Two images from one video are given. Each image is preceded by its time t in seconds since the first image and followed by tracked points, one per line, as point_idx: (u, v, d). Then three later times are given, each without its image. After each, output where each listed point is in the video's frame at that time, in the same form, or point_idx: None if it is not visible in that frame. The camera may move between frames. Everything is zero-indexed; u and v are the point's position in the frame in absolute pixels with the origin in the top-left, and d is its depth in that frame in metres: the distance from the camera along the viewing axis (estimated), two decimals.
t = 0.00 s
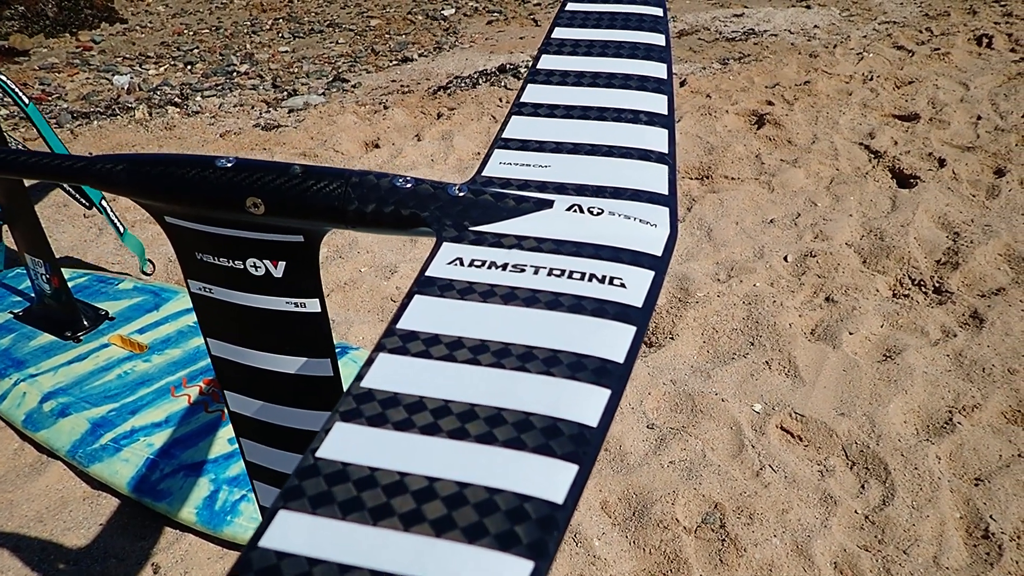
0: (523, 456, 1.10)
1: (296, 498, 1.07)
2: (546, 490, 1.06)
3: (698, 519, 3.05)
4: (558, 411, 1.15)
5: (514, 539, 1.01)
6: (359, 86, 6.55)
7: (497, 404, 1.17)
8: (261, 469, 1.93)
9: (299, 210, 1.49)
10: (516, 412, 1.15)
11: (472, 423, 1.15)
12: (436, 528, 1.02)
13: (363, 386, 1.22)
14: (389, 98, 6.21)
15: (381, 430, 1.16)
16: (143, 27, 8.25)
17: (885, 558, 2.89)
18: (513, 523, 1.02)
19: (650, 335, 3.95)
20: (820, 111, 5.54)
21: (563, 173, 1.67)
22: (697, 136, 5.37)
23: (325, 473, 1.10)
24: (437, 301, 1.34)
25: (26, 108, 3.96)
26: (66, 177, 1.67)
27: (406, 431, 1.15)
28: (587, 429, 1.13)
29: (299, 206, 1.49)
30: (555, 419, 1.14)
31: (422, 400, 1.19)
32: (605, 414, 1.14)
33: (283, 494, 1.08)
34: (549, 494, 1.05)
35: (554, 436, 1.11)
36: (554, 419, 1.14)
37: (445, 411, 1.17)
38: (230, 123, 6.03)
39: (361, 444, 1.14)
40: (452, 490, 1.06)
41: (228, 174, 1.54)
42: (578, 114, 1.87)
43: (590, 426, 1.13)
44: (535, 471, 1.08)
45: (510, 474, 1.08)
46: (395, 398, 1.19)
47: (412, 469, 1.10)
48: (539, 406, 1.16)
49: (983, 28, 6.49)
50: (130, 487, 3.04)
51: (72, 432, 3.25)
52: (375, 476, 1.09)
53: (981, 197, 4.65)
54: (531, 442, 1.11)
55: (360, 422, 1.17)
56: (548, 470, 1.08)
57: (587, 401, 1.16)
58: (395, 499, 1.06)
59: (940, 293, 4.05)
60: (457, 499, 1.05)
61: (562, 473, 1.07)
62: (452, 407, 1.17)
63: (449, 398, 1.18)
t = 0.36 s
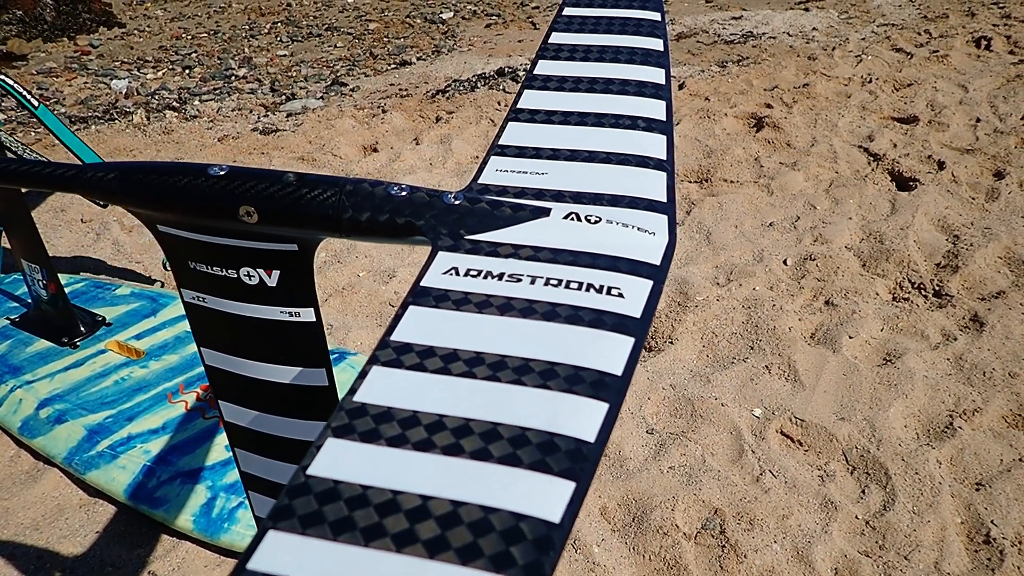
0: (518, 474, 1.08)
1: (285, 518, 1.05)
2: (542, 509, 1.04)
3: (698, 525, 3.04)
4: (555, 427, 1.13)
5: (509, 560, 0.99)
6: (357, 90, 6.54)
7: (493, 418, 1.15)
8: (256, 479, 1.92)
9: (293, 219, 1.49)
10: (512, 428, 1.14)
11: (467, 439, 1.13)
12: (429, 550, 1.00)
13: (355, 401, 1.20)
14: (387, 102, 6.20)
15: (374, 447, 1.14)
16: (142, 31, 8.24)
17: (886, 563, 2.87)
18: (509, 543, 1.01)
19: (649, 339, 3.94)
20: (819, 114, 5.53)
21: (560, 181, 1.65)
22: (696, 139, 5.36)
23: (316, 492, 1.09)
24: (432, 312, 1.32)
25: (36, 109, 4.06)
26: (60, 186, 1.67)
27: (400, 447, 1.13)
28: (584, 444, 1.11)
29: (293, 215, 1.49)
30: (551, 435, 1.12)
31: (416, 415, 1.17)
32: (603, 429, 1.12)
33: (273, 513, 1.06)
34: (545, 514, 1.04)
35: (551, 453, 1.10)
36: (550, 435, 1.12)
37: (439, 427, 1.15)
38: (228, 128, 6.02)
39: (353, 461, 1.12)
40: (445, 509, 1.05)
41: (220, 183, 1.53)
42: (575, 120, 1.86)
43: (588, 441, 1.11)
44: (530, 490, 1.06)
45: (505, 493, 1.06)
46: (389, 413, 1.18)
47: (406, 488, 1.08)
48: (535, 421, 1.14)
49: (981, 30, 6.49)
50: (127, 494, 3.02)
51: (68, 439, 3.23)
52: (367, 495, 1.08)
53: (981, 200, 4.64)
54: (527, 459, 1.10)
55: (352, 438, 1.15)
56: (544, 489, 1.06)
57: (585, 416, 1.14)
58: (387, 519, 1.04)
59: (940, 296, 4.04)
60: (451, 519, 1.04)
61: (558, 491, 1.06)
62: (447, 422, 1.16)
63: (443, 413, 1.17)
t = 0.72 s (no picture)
0: (515, 490, 1.06)
1: (276, 536, 1.03)
2: (539, 527, 1.01)
3: (695, 531, 3.02)
4: (552, 441, 1.11)
5: None
6: (354, 93, 6.53)
7: (489, 433, 1.13)
8: (249, 489, 1.90)
9: (286, 227, 1.48)
10: (509, 443, 1.12)
11: (462, 454, 1.11)
12: (423, 569, 0.98)
13: (349, 415, 1.18)
14: (384, 105, 6.19)
15: (367, 462, 1.12)
16: (138, 34, 8.22)
17: (884, 570, 2.86)
18: (506, 562, 0.98)
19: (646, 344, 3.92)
20: (816, 118, 5.53)
21: (557, 189, 1.64)
22: (693, 143, 5.35)
23: (307, 509, 1.06)
24: (426, 324, 1.31)
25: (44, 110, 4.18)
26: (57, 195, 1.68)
27: (394, 463, 1.11)
28: (582, 460, 1.09)
29: (286, 223, 1.48)
30: (548, 450, 1.10)
31: (410, 430, 1.15)
32: (601, 444, 1.10)
33: (263, 531, 1.03)
34: (543, 532, 1.01)
35: (548, 468, 1.08)
36: (548, 450, 1.10)
37: (434, 441, 1.13)
38: (225, 131, 6.00)
39: (345, 477, 1.10)
40: (440, 527, 1.02)
41: (212, 191, 1.52)
42: (573, 127, 1.85)
43: (586, 456, 1.09)
44: (527, 507, 1.04)
45: (501, 511, 1.04)
46: (383, 427, 1.16)
47: (400, 505, 1.06)
48: (532, 436, 1.12)
49: (978, 35, 6.49)
50: (121, 500, 3.00)
51: (62, 444, 3.21)
52: (359, 512, 1.05)
53: (978, 204, 4.64)
54: (524, 475, 1.08)
55: (345, 453, 1.13)
56: (541, 506, 1.04)
57: (583, 430, 1.13)
58: (380, 537, 1.02)
59: (938, 301, 4.03)
60: (446, 536, 1.01)
61: (556, 508, 1.03)
62: (442, 437, 1.14)
63: (438, 427, 1.15)
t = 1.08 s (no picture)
0: (508, 514, 1.04)
1: (262, 563, 1.00)
2: (532, 553, 0.99)
3: (690, 539, 3.01)
4: (547, 463, 1.10)
5: None
6: (349, 96, 6.51)
7: (481, 453, 1.12)
8: (239, 500, 1.88)
9: (276, 238, 1.48)
10: (502, 465, 1.10)
11: (455, 476, 1.09)
12: None
13: (338, 434, 1.16)
14: (379, 108, 6.18)
15: (357, 484, 1.09)
16: (132, 36, 8.19)
17: None
18: None
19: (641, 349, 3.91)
20: (811, 123, 5.53)
21: (552, 199, 1.63)
22: (688, 147, 5.35)
23: (294, 534, 1.03)
24: (418, 338, 1.29)
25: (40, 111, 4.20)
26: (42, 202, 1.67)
27: (384, 484, 1.09)
28: (576, 482, 1.08)
29: (277, 234, 1.48)
30: (542, 471, 1.09)
31: (401, 449, 1.13)
32: (596, 466, 1.09)
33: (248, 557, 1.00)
34: (536, 558, 0.99)
35: (542, 491, 1.06)
36: (542, 472, 1.09)
37: (426, 462, 1.11)
38: (219, 134, 5.98)
39: (334, 500, 1.07)
40: (432, 552, 1.00)
41: (202, 200, 1.51)
42: (568, 136, 1.84)
43: (580, 478, 1.08)
44: (520, 532, 1.02)
45: (494, 536, 1.02)
46: (373, 447, 1.14)
47: (389, 530, 1.03)
48: (526, 457, 1.11)
49: (972, 41, 6.51)
50: (112, 507, 2.97)
51: (52, 449, 3.18)
52: (348, 537, 1.03)
53: (972, 210, 4.64)
54: (517, 498, 1.06)
55: (334, 475, 1.11)
56: (534, 531, 1.02)
57: (578, 451, 1.11)
58: (370, 564, 0.99)
59: (932, 307, 4.03)
60: (438, 563, 0.99)
61: (549, 534, 1.02)
62: (434, 458, 1.11)
63: (430, 447, 1.13)
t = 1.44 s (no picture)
0: (505, 537, 1.02)
1: None
2: None
3: (689, 546, 2.99)
4: (544, 484, 1.08)
5: None
6: (346, 102, 6.50)
7: (478, 475, 1.10)
8: (234, 514, 1.86)
9: (270, 251, 1.47)
10: (499, 486, 1.08)
11: (451, 498, 1.07)
12: None
13: (332, 455, 1.14)
14: (376, 114, 6.17)
15: (351, 507, 1.07)
16: (129, 43, 8.18)
17: None
18: None
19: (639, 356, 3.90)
20: (808, 128, 5.53)
21: (549, 211, 1.62)
22: (685, 152, 5.35)
23: (287, 559, 1.01)
24: (413, 355, 1.28)
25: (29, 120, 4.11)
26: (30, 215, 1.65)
27: (379, 507, 1.07)
28: (575, 503, 1.06)
29: (271, 247, 1.46)
30: (540, 493, 1.07)
31: (396, 470, 1.11)
32: (594, 487, 1.07)
33: None
34: None
35: (540, 513, 1.04)
36: (540, 494, 1.07)
37: (422, 484, 1.09)
38: (215, 140, 5.97)
39: (327, 523, 1.05)
40: None
41: (195, 214, 1.50)
42: (565, 146, 1.83)
43: (579, 499, 1.06)
44: (518, 556, 1.00)
45: (490, 559, 1.00)
46: (367, 468, 1.12)
47: (384, 554, 1.01)
48: (524, 479, 1.09)
49: (968, 45, 6.52)
50: (107, 517, 2.95)
51: (47, 459, 3.16)
52: (342, 561, 1.01)
53: (969, 215, 4.64)
54: (515, 521, 1.04)
55: (328, 497, 1.09)
56: (532, 554, 1.00)
57: (577, 471, 1.09)
58: None
59: (930, 312, 4.02)
60: None
61: (547, 557, 1.00)
62: (429, 479, 1.10)
63: (426, 468, 1.11)
